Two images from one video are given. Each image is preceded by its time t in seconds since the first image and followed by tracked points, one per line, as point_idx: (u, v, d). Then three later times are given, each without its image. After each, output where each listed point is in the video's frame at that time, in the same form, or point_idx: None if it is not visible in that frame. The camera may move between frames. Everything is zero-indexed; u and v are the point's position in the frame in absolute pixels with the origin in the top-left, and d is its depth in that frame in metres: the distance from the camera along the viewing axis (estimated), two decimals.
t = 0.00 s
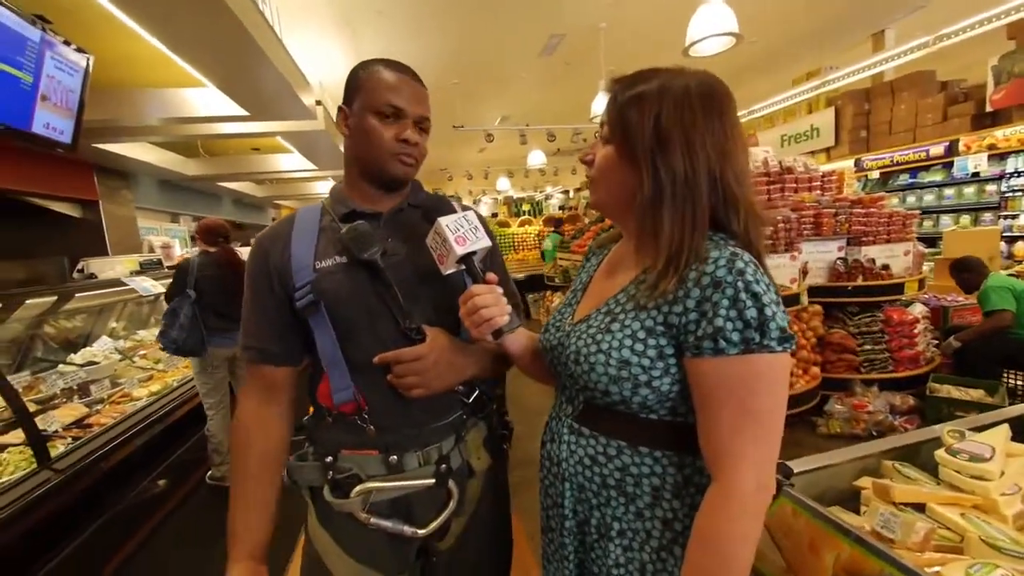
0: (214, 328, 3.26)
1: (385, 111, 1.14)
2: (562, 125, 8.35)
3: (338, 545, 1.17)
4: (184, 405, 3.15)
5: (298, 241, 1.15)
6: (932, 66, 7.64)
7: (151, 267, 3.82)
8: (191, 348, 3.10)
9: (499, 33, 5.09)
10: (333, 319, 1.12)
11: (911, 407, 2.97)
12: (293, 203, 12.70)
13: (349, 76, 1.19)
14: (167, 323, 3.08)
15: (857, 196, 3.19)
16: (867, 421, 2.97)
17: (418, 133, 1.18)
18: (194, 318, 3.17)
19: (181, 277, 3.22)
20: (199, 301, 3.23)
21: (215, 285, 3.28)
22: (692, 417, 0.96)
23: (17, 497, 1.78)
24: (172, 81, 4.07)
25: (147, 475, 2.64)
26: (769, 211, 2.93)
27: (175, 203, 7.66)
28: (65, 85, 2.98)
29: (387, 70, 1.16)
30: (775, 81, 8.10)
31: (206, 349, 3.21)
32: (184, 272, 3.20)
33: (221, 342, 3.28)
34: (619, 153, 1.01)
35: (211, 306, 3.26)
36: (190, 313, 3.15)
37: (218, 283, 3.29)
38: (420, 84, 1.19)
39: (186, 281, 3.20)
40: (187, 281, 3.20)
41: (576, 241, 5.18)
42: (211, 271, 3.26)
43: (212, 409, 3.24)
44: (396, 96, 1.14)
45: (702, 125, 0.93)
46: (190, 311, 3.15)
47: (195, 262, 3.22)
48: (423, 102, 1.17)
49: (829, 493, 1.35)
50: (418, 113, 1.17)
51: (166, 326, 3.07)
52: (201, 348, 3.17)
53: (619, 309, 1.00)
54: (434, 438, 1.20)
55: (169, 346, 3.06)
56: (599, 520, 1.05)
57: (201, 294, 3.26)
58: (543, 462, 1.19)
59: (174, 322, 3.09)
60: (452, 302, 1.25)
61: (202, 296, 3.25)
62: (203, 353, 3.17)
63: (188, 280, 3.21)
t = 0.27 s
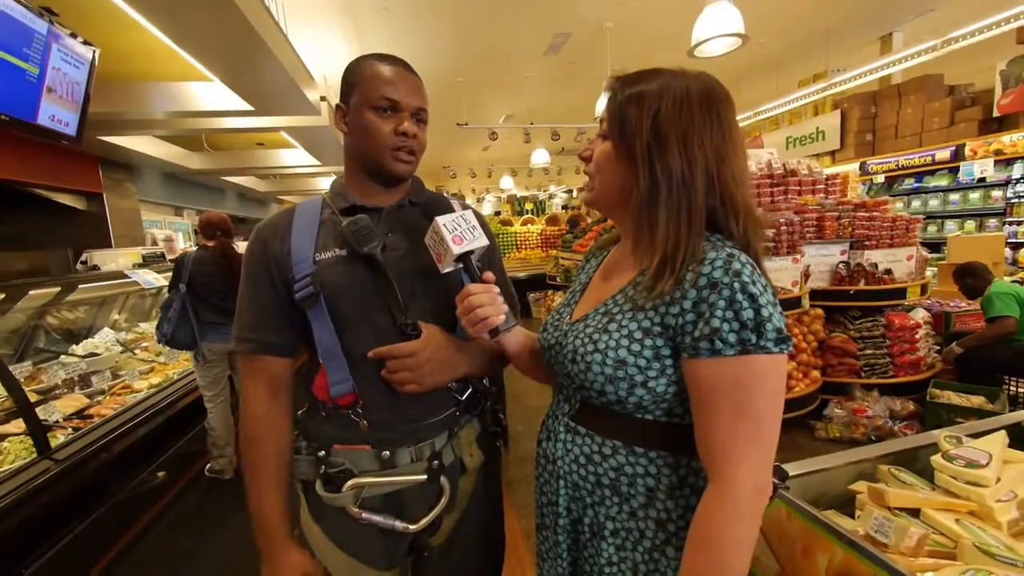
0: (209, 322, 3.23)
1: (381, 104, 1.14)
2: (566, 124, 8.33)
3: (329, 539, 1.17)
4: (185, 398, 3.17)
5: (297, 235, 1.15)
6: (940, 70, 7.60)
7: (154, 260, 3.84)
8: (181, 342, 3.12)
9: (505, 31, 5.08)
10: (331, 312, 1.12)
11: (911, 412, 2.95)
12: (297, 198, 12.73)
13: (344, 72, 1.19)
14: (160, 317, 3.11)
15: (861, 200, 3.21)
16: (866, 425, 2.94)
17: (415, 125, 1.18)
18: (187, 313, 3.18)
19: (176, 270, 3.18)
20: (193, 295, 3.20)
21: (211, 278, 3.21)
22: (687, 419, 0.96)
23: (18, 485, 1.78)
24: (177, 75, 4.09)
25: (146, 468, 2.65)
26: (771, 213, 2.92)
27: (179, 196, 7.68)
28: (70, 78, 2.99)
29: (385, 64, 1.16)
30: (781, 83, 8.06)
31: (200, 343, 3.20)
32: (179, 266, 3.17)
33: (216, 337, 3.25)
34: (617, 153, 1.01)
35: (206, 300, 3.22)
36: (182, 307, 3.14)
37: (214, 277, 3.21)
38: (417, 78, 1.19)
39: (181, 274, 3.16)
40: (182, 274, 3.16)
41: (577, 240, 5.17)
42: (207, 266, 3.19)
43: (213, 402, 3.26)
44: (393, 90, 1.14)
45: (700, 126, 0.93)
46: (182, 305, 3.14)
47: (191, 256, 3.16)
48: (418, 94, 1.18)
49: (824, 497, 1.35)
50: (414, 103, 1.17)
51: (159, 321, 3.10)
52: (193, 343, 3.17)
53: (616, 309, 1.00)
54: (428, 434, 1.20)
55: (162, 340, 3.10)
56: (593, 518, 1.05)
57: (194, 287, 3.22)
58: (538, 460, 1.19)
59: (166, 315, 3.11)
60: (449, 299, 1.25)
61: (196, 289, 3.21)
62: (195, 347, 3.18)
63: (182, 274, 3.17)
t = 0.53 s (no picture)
0: (205, 314, 3.23)
1: (392, 101, 1.14)
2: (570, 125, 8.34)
3: (320, 532, 1.17)
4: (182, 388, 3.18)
5: (294, 229, 1.15)
6: (946, 80, 7.58)
7: (155, 250, 3.85)
8: (175, 334, 3.15)
9: (511, 30, 5.08)
10: (326, 306, 1.13)
11: (908, 421, 2.91)
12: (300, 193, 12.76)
13: (343, 65, 1.18)
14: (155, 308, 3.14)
15: (863, 208, 3.22)
16: (863, 434, 2.93)
17: (424, 122, 1.19)
18: (181, 304, 3.17)
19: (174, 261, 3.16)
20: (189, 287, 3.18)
21: (208, 270, 3.18)
22: (678, 422, 0.96)
23: (12, 471, 1.79)
24: (182, 66, 4.09)
25: (141, 458, 2.66)
26: (772, 219, 2.93)
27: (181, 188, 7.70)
28: (76, 68, 3.01)
29: (388, 60, 1.15)
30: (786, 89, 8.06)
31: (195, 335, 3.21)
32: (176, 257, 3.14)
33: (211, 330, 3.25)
34: (612, 156, 1.01)
35: (202, 292, 3.21)
36: (176, 299, 3.14)
37: (210, 269, 3.19)
38: (420, 75, 1.19)
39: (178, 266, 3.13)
40: (178, 266, 3.13)
41: (578, 241, 5.18)
42: (204, 258, 3.16)
43: (212, 395, 3.27)
44: (400, 87, 1.14)
45: (694, 130, 0.92)
46: (177, 297, 3.14)
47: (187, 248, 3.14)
48: (423, 91, 1.18)
49: (818, 503, 1.35)
50: (421, 100, 1.18)
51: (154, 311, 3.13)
52: (187, 335, 3.19)
53: (609, 311, 1.00)
54: (420, 430, 1.20)
55: (156, 330, 3.13)
56: (583, 518, 1.05)
57: (190, 279, 3.19)
58: (531, 458, 1.19)
59: (161, 307, 3.13)
60: (445, 296, 1.25)
61: (192, 281, 3.18)
62: (189, 339, 3.19)
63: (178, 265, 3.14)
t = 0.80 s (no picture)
0: (203, 307, 3.23)
1: (396, 103, 1.15)
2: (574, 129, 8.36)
3: (313, 528, 1.18)
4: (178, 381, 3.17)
5: (295, 226, 1.15)
6: (950, 94, 7.60)
7: (156, 242, 3.85)
8: (174, 327, 3.13)
9: (517, 33, 5.09)
10: (325, 303, 1.13)
11: (904, 434, 2.90)
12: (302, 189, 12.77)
13: (346, 64, 1.18)
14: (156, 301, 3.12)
15: (864, 219, 3.22)
16: (858, 445, 2.89)
17: (426, 122, 1.20)
18: (181, 297, 3.17)
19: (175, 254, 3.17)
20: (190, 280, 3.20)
21: (208, 263, 3.20)
22: (671, 430, 0.96)
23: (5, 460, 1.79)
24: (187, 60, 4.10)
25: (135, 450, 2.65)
26: (773, 228, 2.93)
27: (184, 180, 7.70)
28: (82, 58, 3.01)
29: (391, 61, 1.16)
30: (790, 99, 8.08)
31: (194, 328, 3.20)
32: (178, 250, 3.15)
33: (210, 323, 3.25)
34: (608, 165, 1.01)
35: (202, 286, 3.23)
36: (176, 292, 3.13)
37: (211, 263, 3.20)
38: (423, 75, 1.19)
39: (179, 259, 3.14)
40: (179, 258, 3.14)
41: (579, 245, 5.19)
42: (205, 251, 3.18)
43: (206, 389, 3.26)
44: (405, 88, 1.15)
45: (689, 139, 0.92)
46: (177, 290, 3.13)
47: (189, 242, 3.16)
48: (427, 92, 1.19)
49: (812, 514, 1.35)
50: (424, 102, 1.19)
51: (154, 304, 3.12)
52: (187, 329, 3.18)
53: (605, 319, 1.00)
54: (415, 429, 1.20)
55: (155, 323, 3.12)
56: (575, 522, 1.05)
57: (191, 272, 3.21)
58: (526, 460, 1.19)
59: (161, 299, 3.12)
60: (444, 296, 1.25)
61: (192, 274, 3.20)
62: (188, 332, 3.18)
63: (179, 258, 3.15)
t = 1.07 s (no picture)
0: (200, 299, 3.20)
1: (400, 103, 1.14)
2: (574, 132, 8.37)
3: (302, 523, 1.17)
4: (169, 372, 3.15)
5: (293, 220, 1.15)
6: (946, 109, 7.68)
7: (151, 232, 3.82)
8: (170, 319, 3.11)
9: (521, 33, 5.09)
10: (321, 299, 1.13)
11: (892, 444, 2.95)
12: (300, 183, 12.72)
13: (351, 61, 1.18)
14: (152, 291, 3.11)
15: (859, 230, 3.26)
16: (847, 454, 2.93)
17: (429, 123, 1.20)
18: (178, 288, 3.14)
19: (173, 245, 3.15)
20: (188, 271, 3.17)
21: (206, 255, 3.17)
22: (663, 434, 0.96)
23: None
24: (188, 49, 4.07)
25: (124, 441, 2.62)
26: (769, 236, 2.95)
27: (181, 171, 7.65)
28: (82, 44, 2.99)
29: (396, 59, 1.16)
30: (789, 108, 8.13)
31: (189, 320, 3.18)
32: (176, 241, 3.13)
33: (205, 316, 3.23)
34: (607, 169, 1.02)
35: (199, 278, 3.19)
36: (173, 283, 3.11)
37: (209, 255, 3.17)
38: (428, 76, 1.19)
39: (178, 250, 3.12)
40: (177, 249, 3.12)
41: (576, 247, 5.19)
42: (203, 243, 3.15)
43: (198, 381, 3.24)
44: (409, 88, 1.15)
45: (687, 146, 0.92)
46: (174, 281, 3.11)
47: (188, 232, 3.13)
48: (431, 93, 1.19)
49: (802, 521, 1.37)
50: (428, 103, 1.19)
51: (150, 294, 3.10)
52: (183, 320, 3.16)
53: (601, 321, 1.00)
54: (409, 425, 1.20)
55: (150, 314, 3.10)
56: (567, 521, 1.06)
57: (189, 263, 3.18)
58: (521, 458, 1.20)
59: (158, 290, 3.10)
60: (442, 295, 1.25)
61: (189, 266, 3.17)
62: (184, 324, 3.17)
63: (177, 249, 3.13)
